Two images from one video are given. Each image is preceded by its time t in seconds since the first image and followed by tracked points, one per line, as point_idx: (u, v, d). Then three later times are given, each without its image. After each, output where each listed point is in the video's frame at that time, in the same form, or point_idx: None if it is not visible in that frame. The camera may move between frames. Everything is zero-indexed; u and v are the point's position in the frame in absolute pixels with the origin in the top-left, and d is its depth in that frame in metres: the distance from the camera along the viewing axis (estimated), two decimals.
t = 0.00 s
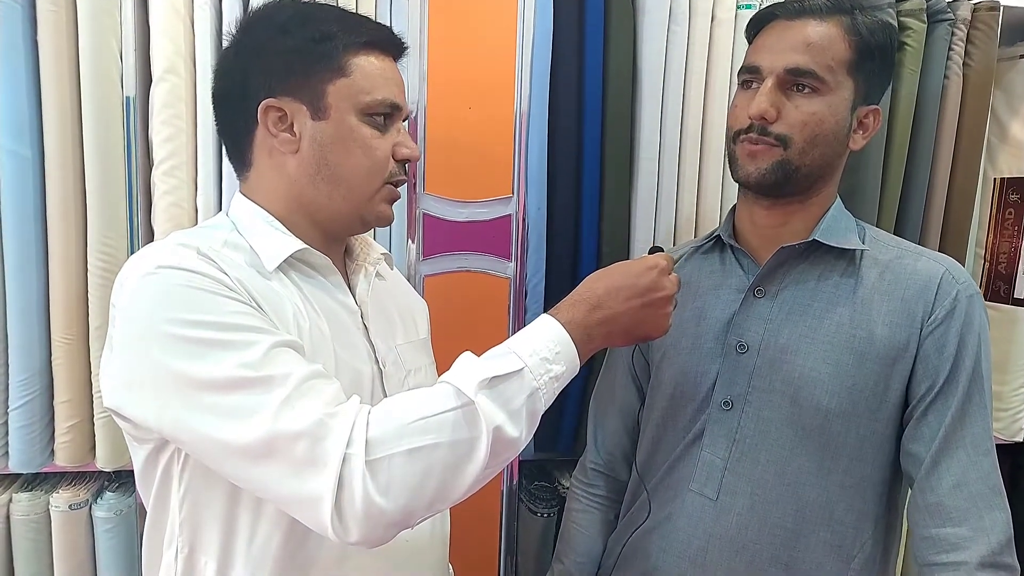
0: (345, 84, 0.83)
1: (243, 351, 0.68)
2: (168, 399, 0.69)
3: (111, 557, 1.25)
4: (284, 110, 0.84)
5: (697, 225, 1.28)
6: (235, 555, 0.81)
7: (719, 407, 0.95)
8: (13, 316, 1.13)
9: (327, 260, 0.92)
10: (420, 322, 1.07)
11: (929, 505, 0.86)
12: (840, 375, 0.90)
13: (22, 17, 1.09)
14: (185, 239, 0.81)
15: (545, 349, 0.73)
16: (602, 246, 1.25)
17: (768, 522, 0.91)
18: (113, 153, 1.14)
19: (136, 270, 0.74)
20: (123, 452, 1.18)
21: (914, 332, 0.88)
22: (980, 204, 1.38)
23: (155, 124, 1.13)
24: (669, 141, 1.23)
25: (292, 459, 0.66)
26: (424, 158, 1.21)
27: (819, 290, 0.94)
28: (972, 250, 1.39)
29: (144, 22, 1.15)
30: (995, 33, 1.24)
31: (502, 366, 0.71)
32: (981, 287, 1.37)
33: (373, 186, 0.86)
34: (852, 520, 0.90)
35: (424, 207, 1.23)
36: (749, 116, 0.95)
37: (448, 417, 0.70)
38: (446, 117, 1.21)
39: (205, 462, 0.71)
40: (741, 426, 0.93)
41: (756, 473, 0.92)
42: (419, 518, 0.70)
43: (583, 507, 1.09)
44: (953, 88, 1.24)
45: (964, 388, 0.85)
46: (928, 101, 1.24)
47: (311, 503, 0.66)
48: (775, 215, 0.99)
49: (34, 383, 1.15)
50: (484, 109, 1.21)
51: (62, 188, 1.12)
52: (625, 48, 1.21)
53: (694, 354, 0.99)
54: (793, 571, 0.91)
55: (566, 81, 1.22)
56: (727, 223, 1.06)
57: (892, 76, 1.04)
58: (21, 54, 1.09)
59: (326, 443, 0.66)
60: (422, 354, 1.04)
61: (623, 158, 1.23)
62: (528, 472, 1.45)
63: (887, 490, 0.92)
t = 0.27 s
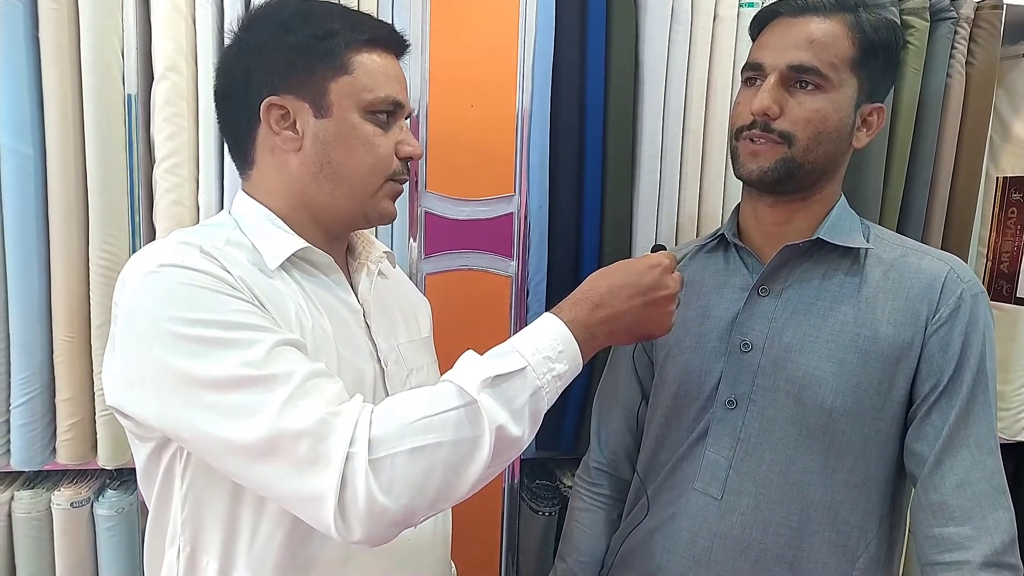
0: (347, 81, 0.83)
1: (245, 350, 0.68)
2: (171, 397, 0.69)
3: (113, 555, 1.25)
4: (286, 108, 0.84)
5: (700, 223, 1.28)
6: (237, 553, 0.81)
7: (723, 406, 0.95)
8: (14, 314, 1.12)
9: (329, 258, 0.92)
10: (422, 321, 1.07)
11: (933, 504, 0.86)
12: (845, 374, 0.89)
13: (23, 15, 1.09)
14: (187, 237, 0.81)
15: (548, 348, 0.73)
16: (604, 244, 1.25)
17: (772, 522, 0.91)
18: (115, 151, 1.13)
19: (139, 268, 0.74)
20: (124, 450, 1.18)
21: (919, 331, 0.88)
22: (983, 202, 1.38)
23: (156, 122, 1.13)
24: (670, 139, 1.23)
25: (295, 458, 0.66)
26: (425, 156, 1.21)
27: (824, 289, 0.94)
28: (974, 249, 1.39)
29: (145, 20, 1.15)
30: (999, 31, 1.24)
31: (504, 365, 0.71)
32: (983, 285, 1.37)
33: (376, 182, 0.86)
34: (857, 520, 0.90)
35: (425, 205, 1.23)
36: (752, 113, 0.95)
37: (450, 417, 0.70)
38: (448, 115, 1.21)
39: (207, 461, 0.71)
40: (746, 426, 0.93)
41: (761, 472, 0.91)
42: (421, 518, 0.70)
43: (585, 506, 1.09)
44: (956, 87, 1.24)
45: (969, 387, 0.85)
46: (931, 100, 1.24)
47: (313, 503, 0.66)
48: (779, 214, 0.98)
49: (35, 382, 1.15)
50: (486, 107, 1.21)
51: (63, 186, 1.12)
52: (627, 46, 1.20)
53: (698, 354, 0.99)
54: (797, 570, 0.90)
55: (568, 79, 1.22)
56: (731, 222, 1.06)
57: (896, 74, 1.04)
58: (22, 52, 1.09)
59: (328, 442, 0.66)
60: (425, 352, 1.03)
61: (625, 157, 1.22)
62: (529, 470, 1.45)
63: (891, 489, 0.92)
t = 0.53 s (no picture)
0: (350, 79, 0.83)
1: (247, 349, 0.68)
2: (172, 396, 0.68)
3: (114, 553, 1.25)
4: (289, 106, 0.83)
5: (701, 222, 1.28)
6: (238, 553, 0.80)
7: (726, 405, 0.95)
8: (15, 312, 1.12)
9: (331, 257, 0.91)
10: (424, 320, 1.07)
11: (936, 503, 0.86)
12: (849, 372, 0.89)
13: (24, 13, 1.08)
14: (189, 235, 0.80)
15: (550, 348, 0.73)
16: (606, 242, 1.25)
17: (776, 521, 0.91)
18: (116, 149, 1.13)
19: (141, 266, 0.73)
20: (125, 447, 1.18)
21: (923, 330, 0.87)
22: (984, 201, 1.38)
23: (157, 120, 1.12)
24: (672, 137, 1.22)
25: (296, 457, 0.66)
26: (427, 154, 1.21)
27: (828, 287, 0.94)
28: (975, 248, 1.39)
29: (146, 18, 1.15)
30: (1001, 30, 1.23)
31: (506, 366, 0.71)
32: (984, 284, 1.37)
33: (378, 180, 0.86)
34: (860, 519, 0.90)
35: (426, 203, 1.22)
36: (756, 110, 0.95)
37: (452, 416, 0.69)
38: (449, 113, 1.21)
39: (208, 460, 0.71)
40: (749, 425, 0.93)
41: (764, 471, 0.91)
42: (422, 517, 0.70)
43: (588, 506, 1.08)
44: (957, 86, 1.24)
45: (973, 386, 0.85)
46: (932, 98, 1.24)
47: (314, 502, 0.66)
48: (782, 212, 0.98)
49: (36, 379, 1.14)
50: (488, 105, 1.21)
51: (64, 183, 1.11)
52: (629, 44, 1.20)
53: (702, 353, 0.99)
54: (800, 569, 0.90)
55: (570, 77, 1.21)
56: (734, 221, 1.06)
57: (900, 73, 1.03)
58: (23, 50, 1.09)
59: (330, 441, 0.66)
60: (426, 351, 1.03)
61: (626, 155, 1.22)
62: (530, 469, 1.45)
63: (894, 488, 0.92)
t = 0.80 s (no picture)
0: (351, 79, 0.82)
1: (246, 349, 0.68)
2: (171, 397, 0.68)
3: (112, 553, 1.25)
4: (290, 105, 0.83)
5: (701, 222, 1.27)
6: (236, 554, 0.80)
7: (727, 406, 0.95)
8: (13, 312, 1.12)
9: (330, 258, 0.91)
10: (423, 321, 1.06)
11: (938, 503, 0.86)
12: (851, 373, 0.89)
13: (22, 12, 1.08)
14: (188, 235, 0.80)
15: (549, 349, 0.73)
16: (605, 243, 1.24)
17: (778, 522, 0.91)
18: (114, 149, 1.13)
19: (139, 267, 0.73)
20: (124, 448, 1.18)
21: (925, 330, 0.87)
22: (983, 201, 1.38)
23: (156, 120, 1.12)
24: (672, 137, 1.22)
25: (295, 458, 0.66)
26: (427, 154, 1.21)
27: (830, 288, 0.93)
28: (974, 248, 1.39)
29: (144, 17, 1.14)
30: (1000, 30, 1.23)
31: (505, 366, 0.71)
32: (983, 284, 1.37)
33: (378, 181, 0.85)
34: (862, 519, 0.89)
35: (425, 203, 1.22)
36: (757, 110, 0.95)
37: (451, 417, 0.69)
38: (449, 112, 1.20)
39: (207, 461, 0.70)
40: (750, 426, 0.93)
41: (766, 472, 0.91)
42: (421, 518, 0.70)
43: (587, 507, 1.08)
44: (957, 86, 1.24)
45: (975, 387, 0.85)
46: (931, 99, 1.24)
47: (313, 503, 0.66)
48: (783, 213, 0.98)
49: (34, 380, 1.14)
50: (488, 105, 1.21)
51: (62, 183, 1.11)
52: (629, 44, 1.20)
53: (703, 354, 0.99)
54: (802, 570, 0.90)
55: (569, 77, 1.21)
56: (735, 221, 1.06)
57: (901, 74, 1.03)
58: (21, 49, 1.08)
59: (329, 442, 0.66)
60: (425, 352, 1.03)
61: (626, 156, 1.22)
62: (529, 469, 1.45)
63: (896, 488, 0.92)
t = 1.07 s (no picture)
0: (353, 81, 0.82)
1: (247, 350, 0.68)
2: (172, 398, 0.68)
3: (113, 554, 1.25)
4: (292, 107, 0.83)
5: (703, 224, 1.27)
6: (237, 555, 0.80)
7: (728, 408, 0.94)
8: (15, 313, 1.12)
9: (332, 260, 0.91)
10: (425, 323, 1.06)
11: (940, 506, 0.86)
12: (853, 375, 0.89)
13: (24, 13, 1.08)
14: (190, 236, 0.80)
15: (551, 351, 0.73)
16: (606, 245, 1.24)
17: (779, 524, 0.90)
18: (116, 150, 1.13)
19: (141, 267, 0.73)
20: (125, 449, 1.17)
21: (927, 332, 0.87)
22: (985, 203, 1.38)
23: (158, 121, 1.12)
24: (673, 139, 1.22)
25: (296, 459, 0.66)
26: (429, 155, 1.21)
27: (832, 291, 0.93)
28: (976, 251, 1.39)
29: (147, 18, 1.14)
30: (1002, 33, 1.23)
31: (507, 369, 0.71)
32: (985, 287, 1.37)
33: (380, 183, 0.85)
34: (864, 523, 0.89)
35: (427, 205, 1.22)
36: (759, 113, 0.95)
37: (452, 419, 0.69)
38: (451, 114, 1.21)
39: (207, 462, 0.70)
40: (751, 428, 0.93)
41: (767, 474, 0.91)
42: (422, 521, 0.70)
43: (588, 508, 1.08)
44: (959, 88, 1.23)
45: (977, 389, 0.85)
46: (933, 101, 1.24)
47: (314, 505, 0.66)
48: (785, 215, 0.98)
49: (36, 380, 1.14)
50: (490, 106, 1.21)
51: (64, 184, 1.11)
52: (631, 46, 1.20)
53: (704, 356, 0.99)
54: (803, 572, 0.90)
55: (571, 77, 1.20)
56: (737, 224, 1.05)
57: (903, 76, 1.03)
58: (24, 50, 1.08)
59: (330, 444, 0.66)
60: (427, 353, 1.03)
61: (627, 158, 1.22)
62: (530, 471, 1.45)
63: (898, 491, 0.91)
